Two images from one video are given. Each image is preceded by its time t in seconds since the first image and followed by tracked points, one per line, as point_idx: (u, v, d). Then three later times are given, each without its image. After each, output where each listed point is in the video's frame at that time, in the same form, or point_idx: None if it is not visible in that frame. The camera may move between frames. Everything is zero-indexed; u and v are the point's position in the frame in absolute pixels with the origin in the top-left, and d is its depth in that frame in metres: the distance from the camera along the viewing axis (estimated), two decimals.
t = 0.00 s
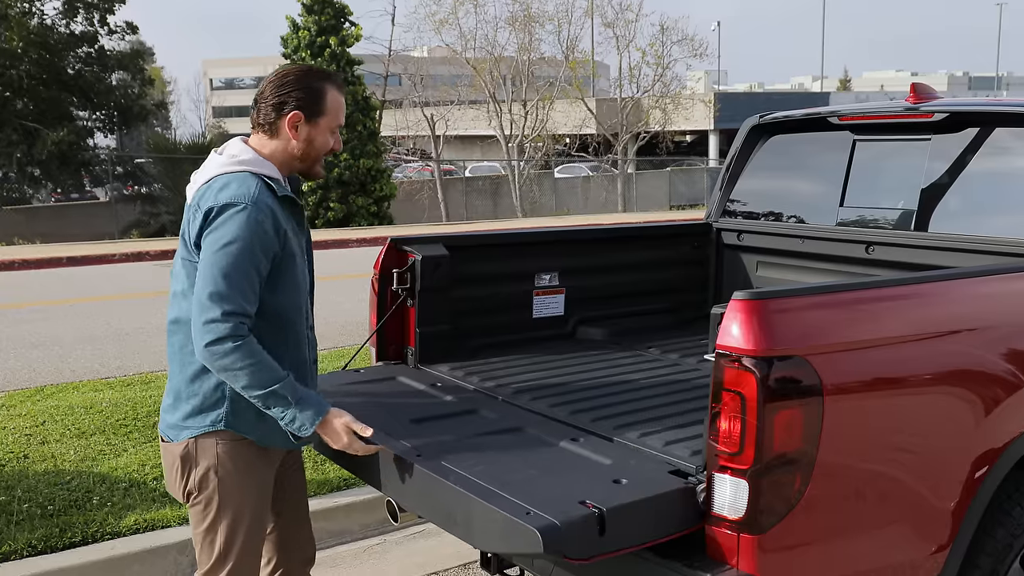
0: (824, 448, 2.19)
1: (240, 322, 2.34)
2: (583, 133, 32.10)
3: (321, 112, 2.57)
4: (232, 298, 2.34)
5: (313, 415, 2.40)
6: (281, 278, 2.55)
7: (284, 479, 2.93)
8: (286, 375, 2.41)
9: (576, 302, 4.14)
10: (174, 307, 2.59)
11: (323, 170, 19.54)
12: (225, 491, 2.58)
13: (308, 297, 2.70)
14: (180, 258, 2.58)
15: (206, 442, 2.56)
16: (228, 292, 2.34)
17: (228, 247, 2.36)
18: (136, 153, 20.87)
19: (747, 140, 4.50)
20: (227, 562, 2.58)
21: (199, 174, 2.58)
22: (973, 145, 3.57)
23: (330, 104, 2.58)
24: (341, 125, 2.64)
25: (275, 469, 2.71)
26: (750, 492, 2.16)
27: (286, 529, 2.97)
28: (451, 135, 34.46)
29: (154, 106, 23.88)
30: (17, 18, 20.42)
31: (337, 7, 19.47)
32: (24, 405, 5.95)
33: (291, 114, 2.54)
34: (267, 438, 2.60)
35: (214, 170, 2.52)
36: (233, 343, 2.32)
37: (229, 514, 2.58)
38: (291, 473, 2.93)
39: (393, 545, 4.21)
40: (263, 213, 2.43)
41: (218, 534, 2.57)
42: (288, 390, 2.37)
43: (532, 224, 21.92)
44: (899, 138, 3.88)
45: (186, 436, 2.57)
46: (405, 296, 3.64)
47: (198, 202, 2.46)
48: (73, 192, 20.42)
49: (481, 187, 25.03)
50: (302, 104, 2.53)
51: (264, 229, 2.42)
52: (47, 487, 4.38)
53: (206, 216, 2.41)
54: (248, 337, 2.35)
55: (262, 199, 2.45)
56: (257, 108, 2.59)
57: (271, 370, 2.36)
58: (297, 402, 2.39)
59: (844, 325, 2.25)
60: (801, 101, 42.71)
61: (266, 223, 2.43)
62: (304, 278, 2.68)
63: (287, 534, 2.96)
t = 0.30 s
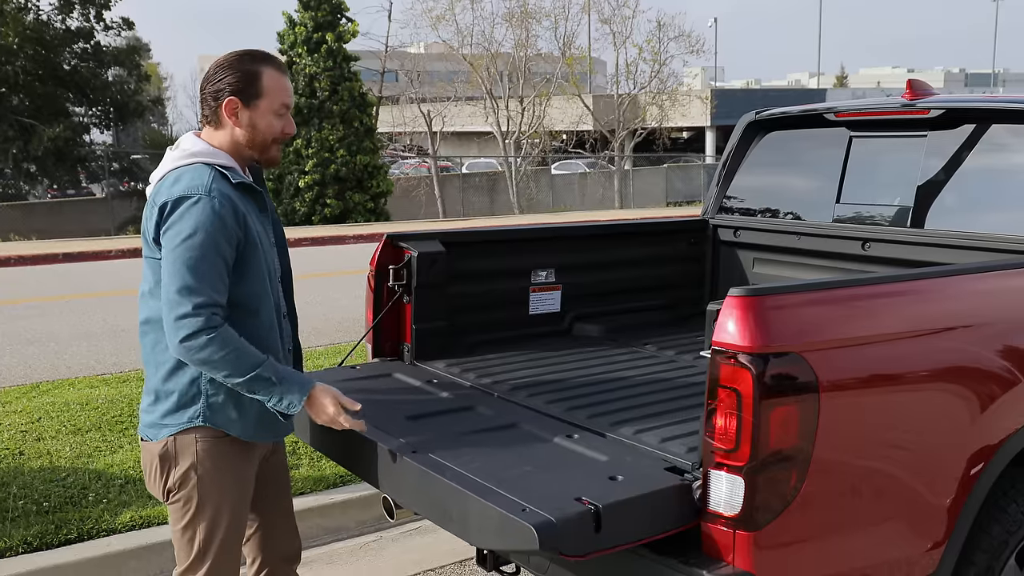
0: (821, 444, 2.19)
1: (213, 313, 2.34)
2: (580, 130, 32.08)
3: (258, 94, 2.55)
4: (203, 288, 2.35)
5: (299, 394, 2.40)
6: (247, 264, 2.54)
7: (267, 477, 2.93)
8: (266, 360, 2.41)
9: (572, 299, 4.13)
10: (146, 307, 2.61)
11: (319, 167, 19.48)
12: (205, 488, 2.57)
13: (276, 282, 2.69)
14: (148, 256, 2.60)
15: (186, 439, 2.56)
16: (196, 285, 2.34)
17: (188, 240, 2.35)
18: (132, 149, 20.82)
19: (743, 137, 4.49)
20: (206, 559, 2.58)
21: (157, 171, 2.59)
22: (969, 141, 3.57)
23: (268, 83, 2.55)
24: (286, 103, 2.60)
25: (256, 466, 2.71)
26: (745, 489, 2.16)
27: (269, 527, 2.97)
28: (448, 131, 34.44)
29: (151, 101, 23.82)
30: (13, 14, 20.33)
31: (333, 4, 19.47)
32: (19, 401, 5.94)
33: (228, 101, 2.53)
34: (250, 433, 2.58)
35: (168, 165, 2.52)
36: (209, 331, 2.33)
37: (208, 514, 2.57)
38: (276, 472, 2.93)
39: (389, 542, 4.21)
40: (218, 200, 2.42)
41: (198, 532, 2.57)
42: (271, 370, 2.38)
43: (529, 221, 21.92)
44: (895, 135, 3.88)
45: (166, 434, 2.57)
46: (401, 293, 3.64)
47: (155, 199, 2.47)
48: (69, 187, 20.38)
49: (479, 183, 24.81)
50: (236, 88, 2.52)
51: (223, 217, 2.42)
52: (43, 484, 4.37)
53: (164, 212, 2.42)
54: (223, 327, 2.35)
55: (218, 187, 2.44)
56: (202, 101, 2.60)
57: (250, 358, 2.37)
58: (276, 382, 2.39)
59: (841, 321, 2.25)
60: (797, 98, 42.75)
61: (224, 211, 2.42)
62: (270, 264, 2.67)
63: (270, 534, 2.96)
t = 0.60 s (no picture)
0: (820, 444, 2.19)
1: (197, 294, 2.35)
2: (578, 128, 32.08)
3: (212, 82, 2.59)
4: (187, 272, 2.38)
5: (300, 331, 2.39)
6: (227, 254, 2.56)
7: (260, 476, 2.91)
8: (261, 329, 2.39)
9: (570, 298, 4.13)
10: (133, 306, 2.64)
11: (318, 165, 19.44)
12: (191, 485, 2.56)
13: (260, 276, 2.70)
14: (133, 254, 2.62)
15: (170, 435, 2.55)
16: (178, 269, 2.37)
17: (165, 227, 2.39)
18: (131, 147, 20.79)
19: (743, 135, 4.48)
20: (195, 556, 2.58)
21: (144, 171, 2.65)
22: (968, 140, 3.57)
23: (220, 67, 2.58)
24: (242, 90, 2.59)
25: (245, 464, 2.69)
26: (744, 488, 2.16)
27: (264, 524, 2.96)
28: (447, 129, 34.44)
29: (149, 100, 23.79)
30: (12, 12, 20.27)
31: (331, 2, 19.44)
32: (19, 399, 5.94)
33: (194, 93, 2.64)
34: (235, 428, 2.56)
35: (150, 163, 2.57)
36: (193, 308, 2.33)
37: (195, 510, 2.56)
38: (273, 470, 2.92)
39: (388, 540, 4.21)
40: (196, 188, 2.46)
41: (184, 530, 2.56)
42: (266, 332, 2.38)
43: (527, 219, 21.90)
44: (894, 134, 3.87)
45: (153, 431, 2.56)
46: (400, 291, 3.62)
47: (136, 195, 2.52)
48: (67, 186, 20.37)
49: (477, 181, 25.20)
50: (197, 80, 2.62)
51: (201, 204, 2.45)
52: (41, 481, 4.36)
53: (143, 203, 2.45)
54: (208, 305, 2.36)
55: (195, 176, 2.47)
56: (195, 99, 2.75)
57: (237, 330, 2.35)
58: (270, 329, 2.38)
59: (840, 321, 2.25)
60: (795, 97, 42.76)
61: (201, 199, 2.45)
62: (254, 258, 2.67)
63: (266, 531, 2.95)
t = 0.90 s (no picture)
0: (821, 444, 2.18)
1: (277, 313, 2.38)
2: (579, 127, 32.08)
3: (238, 92, 2.62)
4: (257, 291, 2.38)
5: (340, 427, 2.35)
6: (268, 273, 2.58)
7: (252, 473, 2.91)
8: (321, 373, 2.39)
9: (571, 296, 4.13)
10: (148, 299, 2.58)
11: (318, 163, 19.45)
12: (185, 483, 2.56)
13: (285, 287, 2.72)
14: (160, 250, 2.56)
15: (164, 433, 2.54)
16: (254, 285, 2.37)
17: (236, 239, 2.38)
18: (132, 144, 20.79)
19: (744, 135, 4.48)
20: (193, 557, 2.58)
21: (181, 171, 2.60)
22: (970, 140, 3.56)
23: (247, 77, 2.60)
24: (269, 95, 2.60)
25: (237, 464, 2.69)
26: (745, 489, 2.15)
27: (258, 522, 2.95)
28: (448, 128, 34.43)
29: (150, 97, 23.77)
30: (13, 9, 20.24)
31: None
32: (19, 396, 5.93)
33: (224, 107, 2.67)
34: (230, 434, 2.58)
35: (196, 166, 2.52)
36: (273, 335, 2.33)
37: (190, 510, 2.56)
38: (265, 469, 2.92)
39: (388, 539, 4.20)
40: (253, 201, 2.45)
41: (180, 528, 2.57)
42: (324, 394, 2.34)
43: (528, 218, 21.90)
44: (896, 134, 3.87)
45: (146, 425, 2.55)
46: (401, 290, 3.62)
47: (185, 198, 2.46)
48: (68, 183, 20.35)
49: (477, 180, 25.08)
50: (224, 93, 2.65)
51: (257, 218, 2.44)
52: (42, 479, 4.36)
53: (198, 213, 2.42)
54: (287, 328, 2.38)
55: (250, 188, 2.46)
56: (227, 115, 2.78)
57: (312, 367, 2.35)
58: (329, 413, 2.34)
59: (842, 322, 2.24)
60: (796, 96, 42.76)
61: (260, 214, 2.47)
62: (283, 270, 2.69)
63: (260, 529, 2.95)
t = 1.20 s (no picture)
0: (822, 445, 2.18)
1: (308, 333, 2.40)
2: (580, 126, 32.08)
3: (308, 107, 2.56)
4: (293, 312, 2.39)
5: (361, 437, 2.40)
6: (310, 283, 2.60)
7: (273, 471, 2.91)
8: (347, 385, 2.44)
9: (572, 296, 4.12)
10: (187, 297, 2.57)
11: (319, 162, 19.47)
12: (214, 480, 2.57)
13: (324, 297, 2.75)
14: (204, 248, 2.56)
15: (193, 431, 2.55)
16: (291, 302, 2.38)
17: (281, 255, 2.38)
18: (132, 142, 20.77)
19: (745, 135, 4.48)
20: (221, 552, 2.59)
21: (232, 172, 2.58)
22: (972, 141, 3.56)
23: (317, 95, 2.54)
24: (340, 116, 2.57)
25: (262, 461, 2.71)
26: (746, 489, 2.15)
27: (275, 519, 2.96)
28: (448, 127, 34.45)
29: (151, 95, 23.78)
30: (14, 6, 20.19)
31: None
32: (19, 394, 5.93)
33: (285, 117, 2.60)
34: (255, 434, 2.62)
35: (249, 173, 2.51)
36: (302, 357, 2.36)
37: (218, 505, 2.58)
38: (283, 468, 2.92)
39: (388, 538, 4.20)
40: (304, 222, 2.45)
41: (208, 522, 2.58)
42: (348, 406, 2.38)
43: (529, 217, 21.91)
44: (897, 134, 3.86)
45: (174, 422, 2.56)
46: (401, 288, 3.62)
47: (237, 204, 2.45)
48: (69, 180, 20.36)
49: (479, 177, 24.92)
50: (290, 103, 2.58)
51: (305, 238, 2.45)
52: (42, 476, 4.36)
53: (250, 223, 2.41)
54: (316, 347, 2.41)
55: (303, 207, 2.46)
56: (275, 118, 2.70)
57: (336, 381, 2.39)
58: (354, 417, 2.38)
59: (844, 322, 2.24)
60: (797, 95, 42.75)
61: (310, 230, 2.47)
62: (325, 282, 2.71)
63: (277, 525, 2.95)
